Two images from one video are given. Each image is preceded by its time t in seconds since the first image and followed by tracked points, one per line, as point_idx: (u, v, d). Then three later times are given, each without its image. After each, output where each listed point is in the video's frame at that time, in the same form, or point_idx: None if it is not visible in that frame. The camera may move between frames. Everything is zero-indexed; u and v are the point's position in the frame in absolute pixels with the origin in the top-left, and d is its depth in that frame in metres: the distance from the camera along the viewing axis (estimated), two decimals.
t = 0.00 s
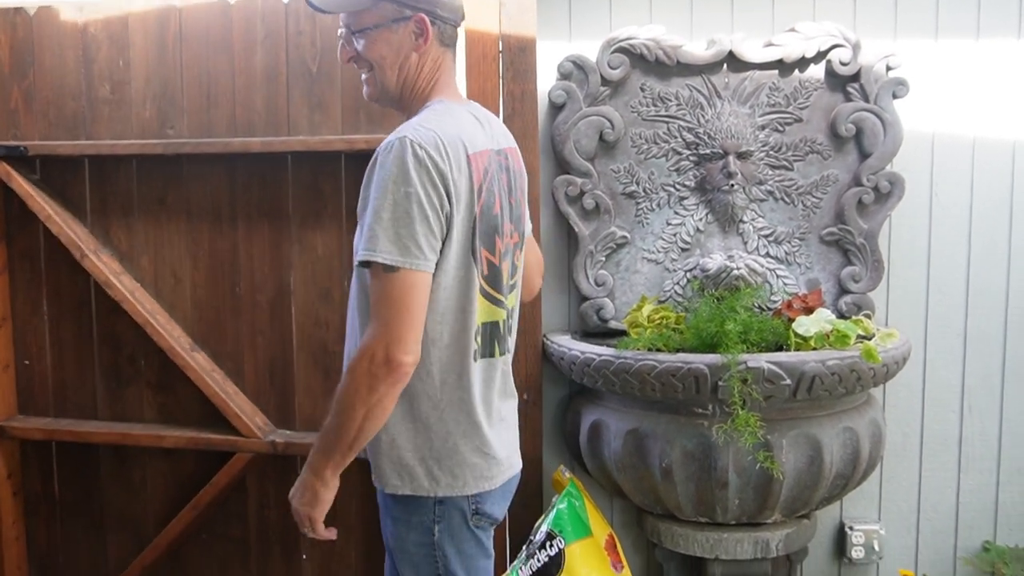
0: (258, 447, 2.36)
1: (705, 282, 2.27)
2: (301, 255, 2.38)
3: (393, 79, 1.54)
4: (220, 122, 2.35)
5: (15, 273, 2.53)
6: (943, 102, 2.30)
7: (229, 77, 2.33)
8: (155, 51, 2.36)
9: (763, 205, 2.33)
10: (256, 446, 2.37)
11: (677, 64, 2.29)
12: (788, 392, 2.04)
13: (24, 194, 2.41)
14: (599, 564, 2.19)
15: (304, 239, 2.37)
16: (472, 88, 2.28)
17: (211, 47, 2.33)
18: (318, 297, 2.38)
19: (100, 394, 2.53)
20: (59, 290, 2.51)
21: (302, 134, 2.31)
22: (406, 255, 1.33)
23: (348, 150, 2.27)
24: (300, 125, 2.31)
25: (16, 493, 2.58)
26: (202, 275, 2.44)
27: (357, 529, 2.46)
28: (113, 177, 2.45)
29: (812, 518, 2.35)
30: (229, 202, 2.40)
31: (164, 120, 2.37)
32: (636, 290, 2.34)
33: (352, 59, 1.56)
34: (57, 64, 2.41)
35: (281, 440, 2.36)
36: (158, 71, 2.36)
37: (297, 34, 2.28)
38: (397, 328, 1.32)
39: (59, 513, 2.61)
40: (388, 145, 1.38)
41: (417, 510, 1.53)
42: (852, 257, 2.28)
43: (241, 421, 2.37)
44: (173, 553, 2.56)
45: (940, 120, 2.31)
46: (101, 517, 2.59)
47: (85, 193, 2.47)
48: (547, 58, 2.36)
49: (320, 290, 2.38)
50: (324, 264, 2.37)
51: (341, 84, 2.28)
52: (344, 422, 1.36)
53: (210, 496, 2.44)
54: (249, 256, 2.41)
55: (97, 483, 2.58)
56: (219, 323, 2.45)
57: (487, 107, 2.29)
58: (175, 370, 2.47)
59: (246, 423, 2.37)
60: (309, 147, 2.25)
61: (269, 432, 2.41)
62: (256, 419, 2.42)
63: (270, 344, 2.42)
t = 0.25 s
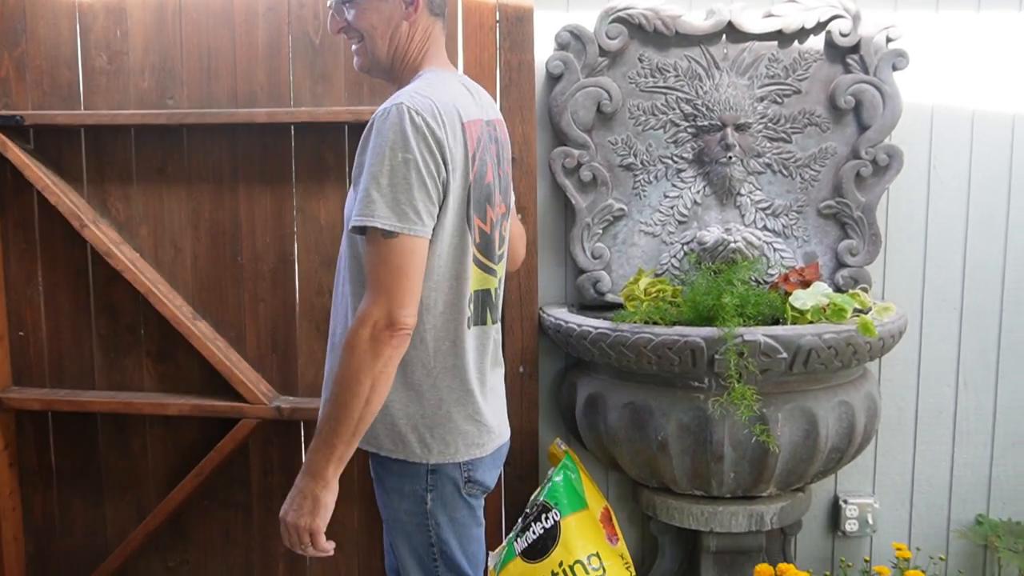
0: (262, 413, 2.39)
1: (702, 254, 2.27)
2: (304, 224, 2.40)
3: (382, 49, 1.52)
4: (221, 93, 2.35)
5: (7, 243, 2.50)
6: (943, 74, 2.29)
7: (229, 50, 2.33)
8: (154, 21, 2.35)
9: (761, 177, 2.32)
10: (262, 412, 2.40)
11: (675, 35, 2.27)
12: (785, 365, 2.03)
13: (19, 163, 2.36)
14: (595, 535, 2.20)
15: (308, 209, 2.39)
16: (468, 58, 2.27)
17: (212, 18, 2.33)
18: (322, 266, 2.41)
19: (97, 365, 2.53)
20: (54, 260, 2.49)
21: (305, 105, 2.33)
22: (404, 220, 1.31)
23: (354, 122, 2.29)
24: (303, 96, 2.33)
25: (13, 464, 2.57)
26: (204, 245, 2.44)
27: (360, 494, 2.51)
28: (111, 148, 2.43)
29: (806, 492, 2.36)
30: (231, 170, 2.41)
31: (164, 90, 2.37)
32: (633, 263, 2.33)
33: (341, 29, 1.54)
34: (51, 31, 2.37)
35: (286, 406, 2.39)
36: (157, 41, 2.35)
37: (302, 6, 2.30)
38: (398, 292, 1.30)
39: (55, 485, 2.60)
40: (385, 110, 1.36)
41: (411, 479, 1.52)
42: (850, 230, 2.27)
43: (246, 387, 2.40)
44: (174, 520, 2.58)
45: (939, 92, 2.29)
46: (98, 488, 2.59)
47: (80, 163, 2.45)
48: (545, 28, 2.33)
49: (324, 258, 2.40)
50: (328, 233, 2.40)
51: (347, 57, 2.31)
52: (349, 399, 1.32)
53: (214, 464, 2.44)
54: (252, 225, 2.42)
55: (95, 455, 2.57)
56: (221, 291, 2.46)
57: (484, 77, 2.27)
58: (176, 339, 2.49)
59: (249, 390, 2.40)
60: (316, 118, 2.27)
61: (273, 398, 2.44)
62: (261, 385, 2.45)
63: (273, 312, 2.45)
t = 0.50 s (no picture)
0: (263, 409, 2.39)
1: (695, 260, 2.26)
2: (303, 224, 2.40)
3: (370, 53, 1.51)
4: (218, 93, 2.35)
5: None
6: (937, 80, 2.29)
7: (228, 50, 2.33)
8: (151, 19, 2.33)
9: (754, 182, 2.32)
10: (262, 408, 2.39)
11: (670, 39, 2.27)
12: (776, 370, 2.04)
13: (15, 162, 2.35)
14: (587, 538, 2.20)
15: (306, 209, 2.40)
16: (464, 59, 2.26)
17: (210, 17, 2.32)
18: (320, 265, 2.41)
19: (90, 361, 2.51)
20: (47, 258, 2.47)
21: (303, 107, 2.33)
22: (417, 215, 1.32)
23: (353, 123, 2.30)
24: (302, 98, 2.34)
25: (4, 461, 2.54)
26: (202, 243, 2.43)
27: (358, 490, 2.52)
28: (106, 146, 2.40)
29: (797, 496, 2.36)
30: (228, 168, 2.40)
31: (161, 89, 2.36)
32: (626, 267, 2.33)
33: (325, 35, 1.49)
34: (45, 28, 2.35)
35: (286, 401, 2.40)
36: (153, 39, 2.34)
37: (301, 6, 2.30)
38: (414, 286, 1.32)
39: (48, 483, 2.59)
40: (380, 109, 1.36)
41: (407, 479, 1.51)
42: (842, 235, 2.28)
43: (246, 383, 2.40)
44: (170, 516, 2.57)
45: (932, 98, 2.29)
46: (92, 485, 2.58)
47: (74, 160, 2.42)
48: (540, 31, 2.32)
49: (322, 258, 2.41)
50: (326, 233, 2.40)
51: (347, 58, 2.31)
52: (369, 394, 1.32)
53: (213, 458, 2.45)
54: (249, 224, 2.41)
55: (89, 453, 2.56)
56: (220, 289, 2.45)
57: (480, 78, 2.26)
58: (172, 337, 2.48)
59: (250, 386, 2.40)
60: (317, 119, 2.28)
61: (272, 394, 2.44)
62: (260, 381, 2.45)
63: (271, 311, 2.45)
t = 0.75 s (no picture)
0: (259, 442, 2.39)
1: (688, 298, 2.26)
2: (298, 259, 2.41)
3: (358, 96, 1.43)
4: (215, 130, 2.36)
5: None
6: (928, 121, 2.31)
7: (225, 87, 2.34)
8: (148, 56, 2.34)
9: (747, 220, 2.34)
10: (258, 441, 2.39)
11: (663, 78, 2.28)
12: (769, 410, 2.04)
13: (10, 197, 2.35)
14: None
15: (302, 244, 2.40)
16: (459, 98, 2.26)
17: (208, 55, 2.33)
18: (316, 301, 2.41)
19: (82, 395, 2.50)
20: (41, 292, 2.46)
21: (300, 144, 2.34)
22: (411, 245, 1.27)
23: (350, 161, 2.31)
24: (298, 135, 2.34)
25: None
26: (197, 278, 2.43)
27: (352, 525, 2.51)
28: (102, 181, 2.41)
29: (791, 535, 2.36)
30: (224, 204, 2.40)
31: (157, 125, 2.36)
32: (620, 304, 2.34)
33: (313, 80, 1.42)
34: (42, 64, 2.35)
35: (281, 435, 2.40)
36: (151, 75, 2.35)
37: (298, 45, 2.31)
38: (411, 315, 1.26)
39: (39, 517, 2.56)
40: (366, 144, 1.32)
41: (394, 515, 1.43)
42: (835, 274, 2.29)
43: (242, 417, 2.39)
44: (163, 549, 2.55)
45: (923, 137, 2.32)
46: (83, 520, 2.56)
47: (70, 195, 2.42)
48: (535, 69, 2.34)
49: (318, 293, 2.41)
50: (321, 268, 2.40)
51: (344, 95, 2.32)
52: (373, 426, 1.26)
53: (208, 490, 2.43)
54: (244, 259, 2.41)
55: (81, 487, 2.54)
56: (214, 323, 2.45)
57: (475, 117, 2.27)
58: (166, 371, 2.47)
59: (245, 419, 2.39)
60: (314, 157, 2.29)
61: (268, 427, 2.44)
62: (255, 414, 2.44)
63: (265, 345, 2.44)
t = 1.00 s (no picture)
0: (260, 463, 2.37)
1: (690, 316, 2.28)
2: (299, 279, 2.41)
3: (339, 119, 1.41)
4: (216, 151, 2.36)
5: None
6: (927, 139, 2.32)
7: (226, 107, 2.35)
8: (149, 77, 2.35)
9: (747, 239, 2.34)
10: (259, 462, 2.37)
11: (663, 98, 2.29)
12: (771, 429, 2.03)
13: (9, 219, 2.33)
14: None
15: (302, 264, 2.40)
16: (460, 119, 2.27)
17: (209, 76, 2.34)
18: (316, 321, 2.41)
19: (80, 416, 2.48)
20: (40, 313, 2.45)
21: (300, 165, 2.35)
22: (402, 259, 1.22)
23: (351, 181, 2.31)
24: (299, 155, 2.35)
25: None
26: (197, 298, 2.43)
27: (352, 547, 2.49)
28: (102, 201, 2.40)
29: (794, 554, 2.35)
30: (224, 224, 2.40)
31: (158, 146, 2.36)
32: (621, 323, 2.33)
33: (295, 104, 1.40)
34: (43, 86, 2.36)
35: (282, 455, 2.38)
36: (151, 97, 2.35)
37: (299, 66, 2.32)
38: (408, 330, 1.22)
39: (35, 541, 2.54)
40: (347, 165, 1.27)
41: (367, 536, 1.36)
42: (835, 292, 2.29)
43: (242, 438, 2.37)
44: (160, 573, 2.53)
45: (922, 156, 2.33)
46: (80, 543, 2.54)
47: (70, 215, 2.41)
48: (535, 89, 2.35)
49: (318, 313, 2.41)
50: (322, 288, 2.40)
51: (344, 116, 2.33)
52: (373, 445, 1.21)
53: (209, 510, 2.41)
54: (244, 279, 2.41)
55: (78, 510, 2.52)
56: (214, 343, 2.44)
57: (475, 137, 2.27)
58: (165, 392, 2.46)
59: (246, 440, 2.37)
60: (315, 177, 2.29)
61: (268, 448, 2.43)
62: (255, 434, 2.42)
63: (266, 365, 2.44)
